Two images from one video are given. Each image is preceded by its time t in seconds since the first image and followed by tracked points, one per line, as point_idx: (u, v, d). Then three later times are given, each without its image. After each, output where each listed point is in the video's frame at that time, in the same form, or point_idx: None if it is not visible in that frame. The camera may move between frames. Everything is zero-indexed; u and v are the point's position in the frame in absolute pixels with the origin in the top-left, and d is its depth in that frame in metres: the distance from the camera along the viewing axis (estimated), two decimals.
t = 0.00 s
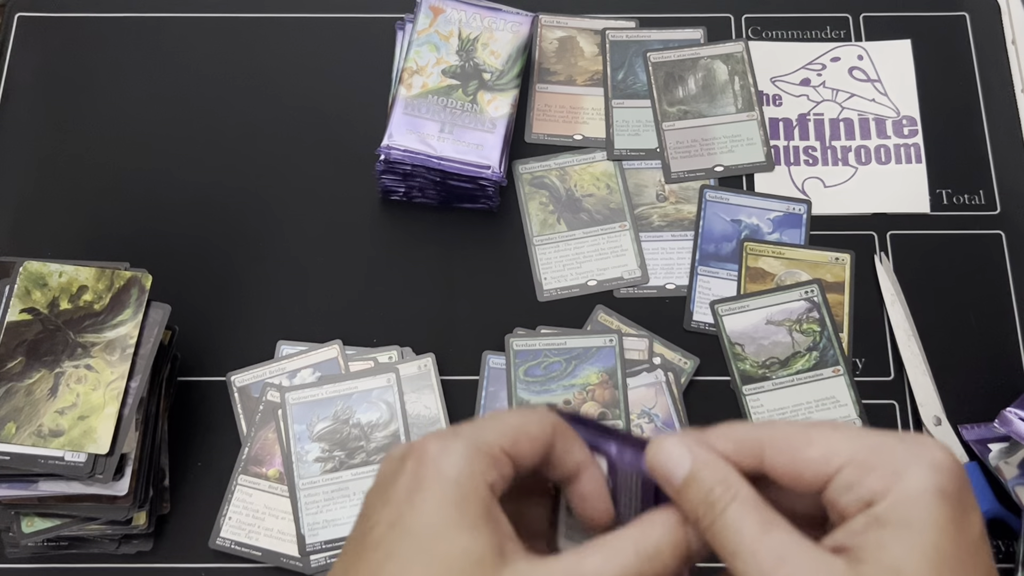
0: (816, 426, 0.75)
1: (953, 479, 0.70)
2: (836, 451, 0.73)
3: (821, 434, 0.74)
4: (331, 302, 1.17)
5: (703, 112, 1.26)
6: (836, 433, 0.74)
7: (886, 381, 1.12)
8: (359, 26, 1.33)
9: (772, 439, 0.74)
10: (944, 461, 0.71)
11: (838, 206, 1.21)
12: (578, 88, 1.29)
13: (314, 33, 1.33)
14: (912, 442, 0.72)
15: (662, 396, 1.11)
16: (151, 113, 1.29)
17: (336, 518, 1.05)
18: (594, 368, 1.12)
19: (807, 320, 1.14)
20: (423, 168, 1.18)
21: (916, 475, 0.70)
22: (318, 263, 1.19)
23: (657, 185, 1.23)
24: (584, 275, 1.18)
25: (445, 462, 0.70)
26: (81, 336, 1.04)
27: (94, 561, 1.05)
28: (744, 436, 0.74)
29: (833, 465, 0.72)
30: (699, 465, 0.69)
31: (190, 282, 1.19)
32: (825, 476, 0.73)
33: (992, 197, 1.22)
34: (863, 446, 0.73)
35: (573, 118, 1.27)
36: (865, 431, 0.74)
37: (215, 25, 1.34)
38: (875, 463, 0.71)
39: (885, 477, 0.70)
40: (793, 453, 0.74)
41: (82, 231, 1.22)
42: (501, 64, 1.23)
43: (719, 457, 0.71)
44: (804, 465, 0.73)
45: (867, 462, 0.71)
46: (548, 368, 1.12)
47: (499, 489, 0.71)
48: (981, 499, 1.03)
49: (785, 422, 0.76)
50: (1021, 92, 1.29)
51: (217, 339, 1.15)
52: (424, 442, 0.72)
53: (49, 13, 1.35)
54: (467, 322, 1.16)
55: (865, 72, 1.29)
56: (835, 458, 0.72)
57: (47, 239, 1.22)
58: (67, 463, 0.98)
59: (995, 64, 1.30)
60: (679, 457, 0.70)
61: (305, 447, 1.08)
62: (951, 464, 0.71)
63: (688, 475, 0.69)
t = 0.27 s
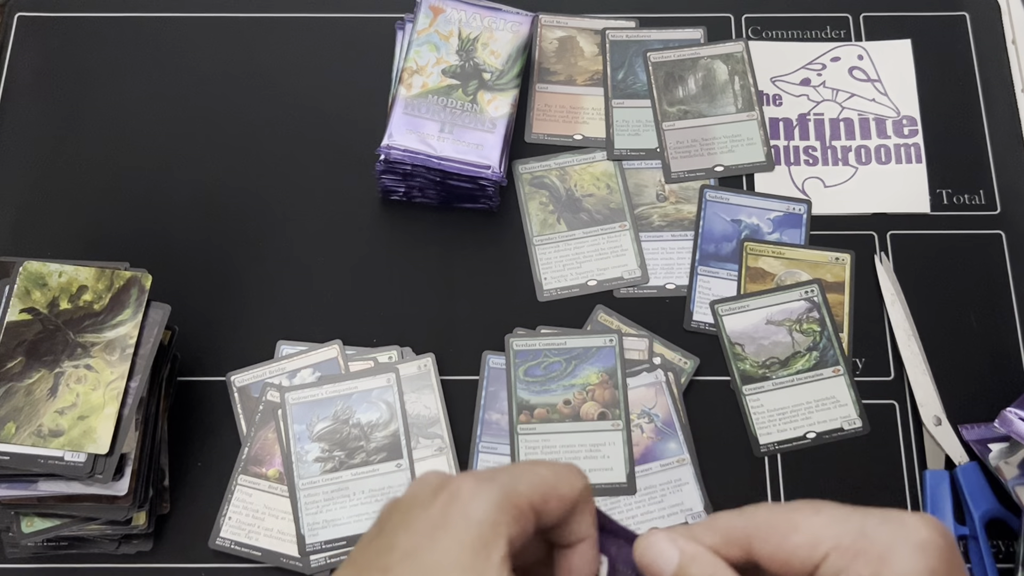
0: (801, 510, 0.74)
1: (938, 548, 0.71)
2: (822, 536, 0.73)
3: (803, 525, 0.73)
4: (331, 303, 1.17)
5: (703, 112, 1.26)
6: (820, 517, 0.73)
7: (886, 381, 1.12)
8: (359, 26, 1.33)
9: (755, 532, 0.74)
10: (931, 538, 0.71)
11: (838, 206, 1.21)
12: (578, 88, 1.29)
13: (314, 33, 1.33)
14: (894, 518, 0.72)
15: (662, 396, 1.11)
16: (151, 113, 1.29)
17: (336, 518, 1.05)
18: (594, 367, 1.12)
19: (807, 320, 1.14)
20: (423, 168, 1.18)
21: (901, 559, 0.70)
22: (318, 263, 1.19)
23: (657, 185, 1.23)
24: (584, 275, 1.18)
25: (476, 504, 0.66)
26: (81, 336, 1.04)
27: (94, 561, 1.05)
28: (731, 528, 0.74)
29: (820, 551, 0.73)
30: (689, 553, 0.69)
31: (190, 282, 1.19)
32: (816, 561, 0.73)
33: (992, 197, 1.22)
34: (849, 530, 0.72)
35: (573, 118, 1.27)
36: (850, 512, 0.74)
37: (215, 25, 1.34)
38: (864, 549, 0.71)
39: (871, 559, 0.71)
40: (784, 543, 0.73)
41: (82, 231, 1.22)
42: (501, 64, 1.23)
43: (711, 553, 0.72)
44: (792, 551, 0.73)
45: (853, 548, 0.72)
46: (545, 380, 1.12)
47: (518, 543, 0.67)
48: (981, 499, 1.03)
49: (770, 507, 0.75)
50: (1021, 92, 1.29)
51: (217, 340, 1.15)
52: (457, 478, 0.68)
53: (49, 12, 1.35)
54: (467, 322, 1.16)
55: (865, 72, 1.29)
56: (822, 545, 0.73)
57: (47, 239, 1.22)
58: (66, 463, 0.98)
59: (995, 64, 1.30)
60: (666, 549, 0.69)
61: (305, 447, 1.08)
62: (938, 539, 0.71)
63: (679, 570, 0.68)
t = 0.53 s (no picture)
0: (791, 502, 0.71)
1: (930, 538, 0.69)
2: (811, 531, 0.69)
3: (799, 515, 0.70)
4: (331, 303, 1.17)
5: (703, 112, 1.26)
6: (807, 510, 0.70)
7: (886, 381, 1.12)
8: (359, 26, 1.33)
9: (747, 526, 0.70)
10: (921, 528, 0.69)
11: (838, 206, 1.21)
12: (579, 88, 1.29)
13: (313, 33, 1.33)
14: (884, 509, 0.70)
15: (662, 396, 1.11)
16: (151, 114, 1.29)
17: (336, 518, 1.05)
18: (594, 368, 1.12)
19: (807, 320, 1.14)
20: (423, 168, 1.18)
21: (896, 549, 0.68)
22: (318, 263, 1.19)
23: (657, 185, 1.23)
24: (584, 275, 1.18)
25: (441, 491, 0.65)
26: (82, 336, 1.04)
27: (94, 561, 1.05)
28: (716, 523, 0.70)
29: (808, 548, 0.69)
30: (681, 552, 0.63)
31: (190, 283, 1.19)
32: (807, 555, 0.69)
33: (992, 197, 1.22)
34: (845, 522, 0.69)
35: (573, 118, 1.27)
36: (839, 503, 0.71)
37: (215, 25, 1.34)
38: (854, 544, 0.68)
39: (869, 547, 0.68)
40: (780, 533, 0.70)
41: (82, 231, 1.22)
42: (501, 64, 1.23)
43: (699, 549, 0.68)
44: (779, 549, 0.70)
45: (846, 542, 0.69)
46: (563, 390, 1.11)
47: (484, 543, 0.66)
48: (981, 499, 1.03)
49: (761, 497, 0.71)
50: (1021, 92, 1.29)
51: (217, 340, 1.15)
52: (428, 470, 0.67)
53: (49, 12, 1.35)
54: (467, 322, 1.16)
55: (865, 72, 1.29)
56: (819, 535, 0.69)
57: (47, 239, 1.22)
58: (66, 463, 0.98)
59: (995, 64, 1.30)
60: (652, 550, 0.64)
61: (305, 447, 1.08)
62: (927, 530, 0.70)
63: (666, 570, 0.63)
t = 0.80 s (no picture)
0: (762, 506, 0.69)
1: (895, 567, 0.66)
2: (777, 539, 0.67)
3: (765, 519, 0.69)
4: (331, 303, 1.17)
5: (702, 112, 1.26)
6: (775, 517, 0.68)
7: (886, 381, 1.12)
8: (359, 26, 1.33)
9: (716, 519, 0.69)
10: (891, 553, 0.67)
11: (838, 206, 1.21)
12: (579, 88, 1.29)
13: (313, 33, 1.33)
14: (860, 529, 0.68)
15: (662, 396, 1.11)
16: (151, 114, 1.29)
17: (336, 519, 1.05)
18: (594, 368, 1.12)
19: (807, 320, 1.14)
20: (423, 168, 1.18)
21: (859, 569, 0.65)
22: (318, 263, 1.19)
23: (657, 185, 1.23)
24: (584, 275, 1.18)
25: (386, 519, 0.59)
26: (82, 336, 1.04)
27: (94, 561, 1.05)
28: (684, 512, 0.70)
29: (772, 555, 0.67)
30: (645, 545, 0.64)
31: (189, 283, 1.19)
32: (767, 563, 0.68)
33: (992, 197, 1.22)
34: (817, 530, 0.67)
35: (573, 117, 1.27)
36: (811, 515, 0.69)
37: (215, 25, 1.34)
38: (818, 559, 0.66)
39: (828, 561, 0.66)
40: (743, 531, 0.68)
41: (82, 230, 1.22)
42: (501, 64, 1.23)
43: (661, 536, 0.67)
44: (744, 551, 0.68)
45: (806, 556, 0.66)
46: (558, 386, 1.12)
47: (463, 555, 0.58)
48: (981, 499, 1.03)
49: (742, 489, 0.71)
50: (1021, 92, 1.29)
51: (216, 339, 1.15)
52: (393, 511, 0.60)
53: (48, 12, 1.35)
54: (467, 322, 1.16)
55: (865, 72, 1.29)
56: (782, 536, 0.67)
57: (47, 239, 1.22)
58: (66, 463, 0.98)
59: (995, 64, 1.30)
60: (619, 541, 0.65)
61: (305, 447, 1.08)
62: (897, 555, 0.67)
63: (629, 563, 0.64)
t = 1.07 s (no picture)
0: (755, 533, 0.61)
1: None
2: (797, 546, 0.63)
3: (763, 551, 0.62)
4: (331, 303, 1.17)
5: (702, 112, 1.26)
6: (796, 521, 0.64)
7: (886, 381, 1.12)
8: (359, 26, 1.33)
9: (699, 553, 0.62)
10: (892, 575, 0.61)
11: (839, 206, 1.21)
12: (579, 88, 1.29)
13: (313, 33, 1.33)
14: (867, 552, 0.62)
15: (662, 396, 1.11)
16: (150, 114, 1.29)
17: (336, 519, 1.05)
18: (594, 368, 1.12)
19: (807, 320, 1.14)
20: (423, 168, 1.18)
21: None
22: (318, 263, 1.19)
23: (657, 185, 1.23)
24: (584, 275, 1.18)
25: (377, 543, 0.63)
26: (82, 336, 1.04)
27: (94, 561, 1.05)
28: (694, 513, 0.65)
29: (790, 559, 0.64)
30: None
31: (189, 282, 1.19)
32: None
33: (992, 197, 1.22)
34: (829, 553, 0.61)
35: (573, 117, 1.27)
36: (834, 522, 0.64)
37: (215, 26, 1.34)
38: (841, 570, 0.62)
39: None
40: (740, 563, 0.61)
41: (82, 230, 1.22)
42: (501, 64, 1.23)
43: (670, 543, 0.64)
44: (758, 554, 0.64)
45: None
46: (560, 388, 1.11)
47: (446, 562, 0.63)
48: (981, 499, 1.03)
49: (727, 516, 0.64)
50: (1021, 92, 1.29)
51: (216, 339, 1.15)
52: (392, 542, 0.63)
53: (48, 13, 1.35)
54: (467, 322, 1.16)
55: (865, 72, 1.29)
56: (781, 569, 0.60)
57: (47, 239, 1.22)
58: (67, 463, 0.98)
59: (995, 64, 1.30)
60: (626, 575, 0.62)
61: (305, 447, 1.08)
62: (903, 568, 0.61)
63: None
